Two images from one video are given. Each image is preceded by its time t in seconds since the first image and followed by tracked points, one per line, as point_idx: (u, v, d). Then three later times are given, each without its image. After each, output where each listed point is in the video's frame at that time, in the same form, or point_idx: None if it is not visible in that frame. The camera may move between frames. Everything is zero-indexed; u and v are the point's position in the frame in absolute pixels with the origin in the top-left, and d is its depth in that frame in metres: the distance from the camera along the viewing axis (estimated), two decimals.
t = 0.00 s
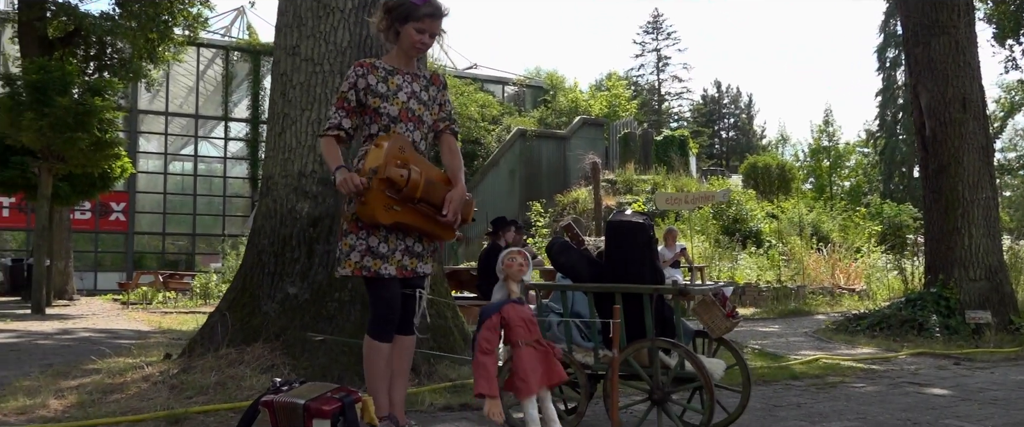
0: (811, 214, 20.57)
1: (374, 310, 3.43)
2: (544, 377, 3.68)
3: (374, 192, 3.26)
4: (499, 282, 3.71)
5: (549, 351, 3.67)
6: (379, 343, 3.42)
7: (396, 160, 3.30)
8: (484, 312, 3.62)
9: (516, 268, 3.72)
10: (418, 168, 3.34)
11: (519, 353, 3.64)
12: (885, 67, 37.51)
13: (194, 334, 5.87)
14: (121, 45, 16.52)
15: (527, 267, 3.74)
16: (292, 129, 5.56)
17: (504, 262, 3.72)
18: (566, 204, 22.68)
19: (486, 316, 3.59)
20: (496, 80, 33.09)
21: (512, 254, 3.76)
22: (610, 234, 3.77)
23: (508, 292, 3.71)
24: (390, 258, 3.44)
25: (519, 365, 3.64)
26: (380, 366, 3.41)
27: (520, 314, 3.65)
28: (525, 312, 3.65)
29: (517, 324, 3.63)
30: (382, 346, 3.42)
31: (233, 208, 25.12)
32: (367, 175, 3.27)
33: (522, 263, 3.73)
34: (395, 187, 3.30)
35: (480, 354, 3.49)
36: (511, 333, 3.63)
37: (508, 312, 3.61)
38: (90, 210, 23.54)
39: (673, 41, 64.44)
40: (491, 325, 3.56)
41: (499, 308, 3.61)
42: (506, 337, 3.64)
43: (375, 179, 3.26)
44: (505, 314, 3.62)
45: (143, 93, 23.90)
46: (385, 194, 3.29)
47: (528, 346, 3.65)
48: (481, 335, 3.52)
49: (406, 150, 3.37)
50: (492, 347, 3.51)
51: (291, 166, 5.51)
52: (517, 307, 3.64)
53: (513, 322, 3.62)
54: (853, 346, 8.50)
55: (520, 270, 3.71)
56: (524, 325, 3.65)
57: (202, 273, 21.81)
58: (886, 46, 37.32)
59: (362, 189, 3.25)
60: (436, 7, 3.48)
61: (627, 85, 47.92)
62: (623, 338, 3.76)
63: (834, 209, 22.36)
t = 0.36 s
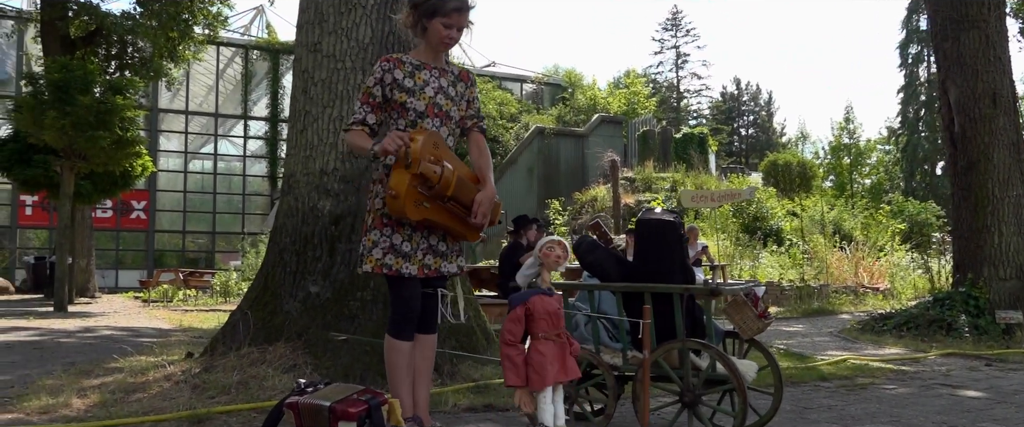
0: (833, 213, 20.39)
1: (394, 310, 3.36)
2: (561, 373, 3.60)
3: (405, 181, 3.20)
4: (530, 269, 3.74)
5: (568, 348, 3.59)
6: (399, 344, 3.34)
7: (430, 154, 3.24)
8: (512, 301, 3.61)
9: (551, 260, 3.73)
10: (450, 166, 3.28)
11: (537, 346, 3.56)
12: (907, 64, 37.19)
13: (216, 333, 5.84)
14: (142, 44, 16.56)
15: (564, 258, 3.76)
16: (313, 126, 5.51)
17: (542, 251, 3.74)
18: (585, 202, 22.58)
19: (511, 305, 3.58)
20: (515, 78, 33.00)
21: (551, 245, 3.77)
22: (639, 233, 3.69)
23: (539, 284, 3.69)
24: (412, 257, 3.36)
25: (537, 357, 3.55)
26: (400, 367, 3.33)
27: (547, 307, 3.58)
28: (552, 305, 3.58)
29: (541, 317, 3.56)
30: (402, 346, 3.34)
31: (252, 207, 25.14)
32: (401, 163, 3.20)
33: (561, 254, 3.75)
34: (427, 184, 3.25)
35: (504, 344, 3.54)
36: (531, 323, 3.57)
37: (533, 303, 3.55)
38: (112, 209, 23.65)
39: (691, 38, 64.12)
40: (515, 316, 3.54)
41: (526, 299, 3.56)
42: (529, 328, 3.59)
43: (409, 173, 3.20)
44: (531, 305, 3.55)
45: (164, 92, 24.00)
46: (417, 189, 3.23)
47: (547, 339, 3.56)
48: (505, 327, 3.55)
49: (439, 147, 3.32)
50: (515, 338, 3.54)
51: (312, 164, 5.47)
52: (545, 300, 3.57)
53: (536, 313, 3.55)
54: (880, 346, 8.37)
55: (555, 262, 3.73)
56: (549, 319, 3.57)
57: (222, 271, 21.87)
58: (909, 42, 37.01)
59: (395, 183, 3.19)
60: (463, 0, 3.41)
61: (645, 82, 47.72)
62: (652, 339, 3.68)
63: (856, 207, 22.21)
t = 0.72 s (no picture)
0: (843, 212, 20.27)
1: (421, 311, 3.29)
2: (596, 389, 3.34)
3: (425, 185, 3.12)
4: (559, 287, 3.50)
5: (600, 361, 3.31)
6: (424, 345, 3.28)
7: (448, 153, 3.15)
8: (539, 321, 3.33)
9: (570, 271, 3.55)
10: (470, 162, 3.19)
11: (568, 364, 3.28)
12: (916, 63, 37.04)
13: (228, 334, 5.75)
14: (149, 42, 16.48)
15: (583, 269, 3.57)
16: (326, 123, 5.41)
17: (558, 264, 3.56)
18: (592, 201, 22.47)
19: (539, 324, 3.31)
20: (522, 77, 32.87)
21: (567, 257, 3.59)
22: (666, 230, 3.58)
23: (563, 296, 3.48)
24: (440, 256, 3.33)
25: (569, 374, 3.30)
26: (424, 368, 3.28)
27: (573, 320, 3.30)
28: (578, 317, 3.30)
29: (569, 331, 3.28)
30: (428, 348, 3.28)
31: (260, 206, 25.03)
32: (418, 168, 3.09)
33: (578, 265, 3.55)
34: (448, 182, 3.16)
35: (537, 368, 3.25)
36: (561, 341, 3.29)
37: (558, 319, 3.28)
38: (119, 208, 23.61)
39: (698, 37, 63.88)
40: (543, 337, 3.28)
41: (550, 317, 3.29)
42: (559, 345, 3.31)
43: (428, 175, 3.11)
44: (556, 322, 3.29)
45: (170, 91, 23.95)
46: (438, 189, 3.16)
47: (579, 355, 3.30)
48: (537, 348, 3.27)
49: (459, 143, 3.23)
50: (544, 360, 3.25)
51: (325, 162, 5.37)
52: (568, 313, 3.29)
53: (563, 329, 3.27)
54: (898, 347, 8.27)
55: (575, 272, 3.53)
56: (578, 332, 3.29)
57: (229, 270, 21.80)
58: (917, 40, 36.86)
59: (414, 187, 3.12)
60: None
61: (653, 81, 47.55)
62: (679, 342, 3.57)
63: (866, 206, 22.12)
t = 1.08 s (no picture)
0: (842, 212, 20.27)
1: (442, 313, 3.19)
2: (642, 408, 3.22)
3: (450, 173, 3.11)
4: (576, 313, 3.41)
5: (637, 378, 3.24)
6: (446, 347, 3.19)
7: (474, 144, 3.13)
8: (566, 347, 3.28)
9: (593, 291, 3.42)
10: (495, 156, 3.18)
11: (607, 382, 3.20)
12: (914, 65, 37.14)
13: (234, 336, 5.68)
14: (147, 41, 16.40)
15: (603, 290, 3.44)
16: (334, 122, 5.34)
17: (580, 287, 3.44)
18: (591, 202, 22.42)
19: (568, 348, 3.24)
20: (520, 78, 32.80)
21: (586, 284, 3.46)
22: (690, 231, 3.52)
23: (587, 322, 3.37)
24: (461, 257, 3.23)
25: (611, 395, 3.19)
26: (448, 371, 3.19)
27: (602, 340, 3.27)
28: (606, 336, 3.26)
29: (600, 351, 3.23)
30: (450, 351, 3.19)
31: (257, 207, 25.01)
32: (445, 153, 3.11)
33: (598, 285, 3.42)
34: (473, 174, 3.15)
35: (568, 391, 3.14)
36: (594, 360, 3.22)
37: (587, 339, 3.23)
38: (117, 208, 23.47)
39: (697, 39, 63.87)
40: (575, 357, 3.20)
41: (579, 338, 3.24)
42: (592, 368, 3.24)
43: (455, 163, 3.09)
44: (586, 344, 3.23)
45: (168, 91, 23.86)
46: (463, 180, 3.13)
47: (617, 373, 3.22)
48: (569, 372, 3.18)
49: (483, 137, 3.22)
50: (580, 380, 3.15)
51: (334, 161, 5.30)
52: (597, 332, 3.26)
53: (593, 347, 3.21)
54: (907, 349, 8.24)
55: (596, 294, 3.40)
56: (609, 349, 3.24)
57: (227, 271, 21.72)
58: (915, 42, 36.94)
59: (440, 176, 3.10)
60: None
61: (651, 82, 47.51)
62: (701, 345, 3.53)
63: (866, 208, 22.14)
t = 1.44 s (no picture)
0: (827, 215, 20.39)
1: (460, 317, 3.19)
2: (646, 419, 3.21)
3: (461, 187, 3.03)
4: (593, 315, 3.35)
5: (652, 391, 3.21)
6: (463, 353, 3.20)
7: (486, 154, 3.07)
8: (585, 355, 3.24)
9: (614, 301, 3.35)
10: (507, 164, 3.13)
11: (618, 395, 3.18)
12: (896, 69, 37.45)
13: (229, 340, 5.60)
14: (131, 41, 16.21)
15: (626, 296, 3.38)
16: (335, 123, 5.29)
17: (601, 295, 3.35)
18: (578, 205, 22.43)
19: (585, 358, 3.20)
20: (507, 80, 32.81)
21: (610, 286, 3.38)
22: (703, 236, 3.50)
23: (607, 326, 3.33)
24: (478, 262, 3.23)
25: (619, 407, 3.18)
26: (464, 377, 3.19)
27: (621, 352, 3.21)
28: (627, 348, 3.21)
29: (617, 364, 3.19)
30: (467, 357, 3.19)
31: (240, 208, 24.90)
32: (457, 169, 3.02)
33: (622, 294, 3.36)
34: (486, 184, 3.08)
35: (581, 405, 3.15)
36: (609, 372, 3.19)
37: (605, 352, 3.19)
38: (98, 209, 23.16)
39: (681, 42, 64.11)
40: (590, 372, 3.17)
41: (598, 350, 3.20)
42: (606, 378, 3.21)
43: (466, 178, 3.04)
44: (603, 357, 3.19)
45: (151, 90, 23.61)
46: (476, 191, 3.08)
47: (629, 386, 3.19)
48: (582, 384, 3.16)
49: (494, 144, 3.15)
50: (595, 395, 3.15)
51: (335, 163, 5.25)
52: (618, 345, 3.20)
53: (610, 361, 3.18)
54: (900, 352, 8.27)
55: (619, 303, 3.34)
56: (627, 362, 3.20)
57: (211, 272, 21.56)
58: (897, 47, 37.28)
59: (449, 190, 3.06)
60: None
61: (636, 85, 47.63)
62: (715, 350, 3.51)
63: (849, 211, 22.28)
